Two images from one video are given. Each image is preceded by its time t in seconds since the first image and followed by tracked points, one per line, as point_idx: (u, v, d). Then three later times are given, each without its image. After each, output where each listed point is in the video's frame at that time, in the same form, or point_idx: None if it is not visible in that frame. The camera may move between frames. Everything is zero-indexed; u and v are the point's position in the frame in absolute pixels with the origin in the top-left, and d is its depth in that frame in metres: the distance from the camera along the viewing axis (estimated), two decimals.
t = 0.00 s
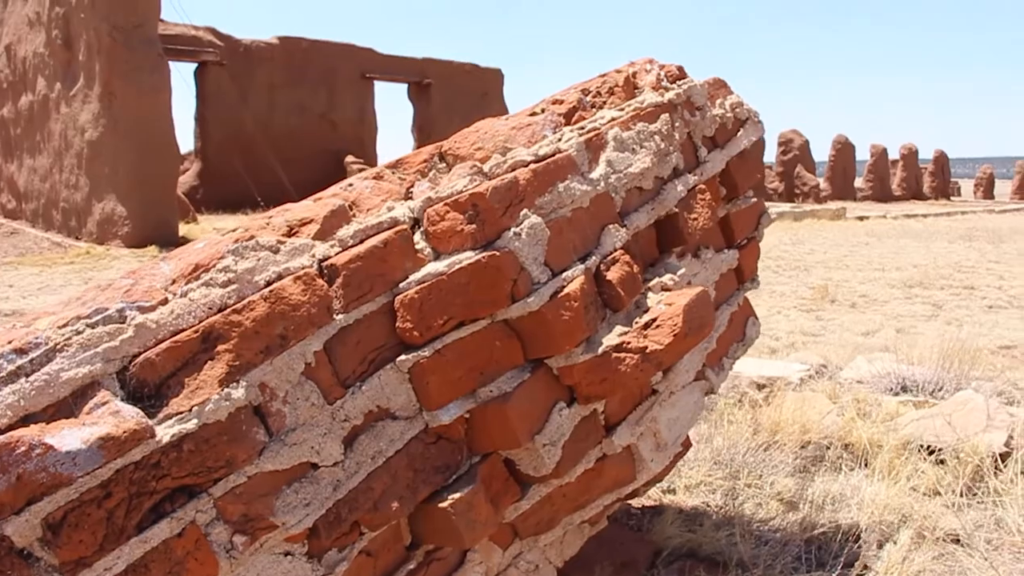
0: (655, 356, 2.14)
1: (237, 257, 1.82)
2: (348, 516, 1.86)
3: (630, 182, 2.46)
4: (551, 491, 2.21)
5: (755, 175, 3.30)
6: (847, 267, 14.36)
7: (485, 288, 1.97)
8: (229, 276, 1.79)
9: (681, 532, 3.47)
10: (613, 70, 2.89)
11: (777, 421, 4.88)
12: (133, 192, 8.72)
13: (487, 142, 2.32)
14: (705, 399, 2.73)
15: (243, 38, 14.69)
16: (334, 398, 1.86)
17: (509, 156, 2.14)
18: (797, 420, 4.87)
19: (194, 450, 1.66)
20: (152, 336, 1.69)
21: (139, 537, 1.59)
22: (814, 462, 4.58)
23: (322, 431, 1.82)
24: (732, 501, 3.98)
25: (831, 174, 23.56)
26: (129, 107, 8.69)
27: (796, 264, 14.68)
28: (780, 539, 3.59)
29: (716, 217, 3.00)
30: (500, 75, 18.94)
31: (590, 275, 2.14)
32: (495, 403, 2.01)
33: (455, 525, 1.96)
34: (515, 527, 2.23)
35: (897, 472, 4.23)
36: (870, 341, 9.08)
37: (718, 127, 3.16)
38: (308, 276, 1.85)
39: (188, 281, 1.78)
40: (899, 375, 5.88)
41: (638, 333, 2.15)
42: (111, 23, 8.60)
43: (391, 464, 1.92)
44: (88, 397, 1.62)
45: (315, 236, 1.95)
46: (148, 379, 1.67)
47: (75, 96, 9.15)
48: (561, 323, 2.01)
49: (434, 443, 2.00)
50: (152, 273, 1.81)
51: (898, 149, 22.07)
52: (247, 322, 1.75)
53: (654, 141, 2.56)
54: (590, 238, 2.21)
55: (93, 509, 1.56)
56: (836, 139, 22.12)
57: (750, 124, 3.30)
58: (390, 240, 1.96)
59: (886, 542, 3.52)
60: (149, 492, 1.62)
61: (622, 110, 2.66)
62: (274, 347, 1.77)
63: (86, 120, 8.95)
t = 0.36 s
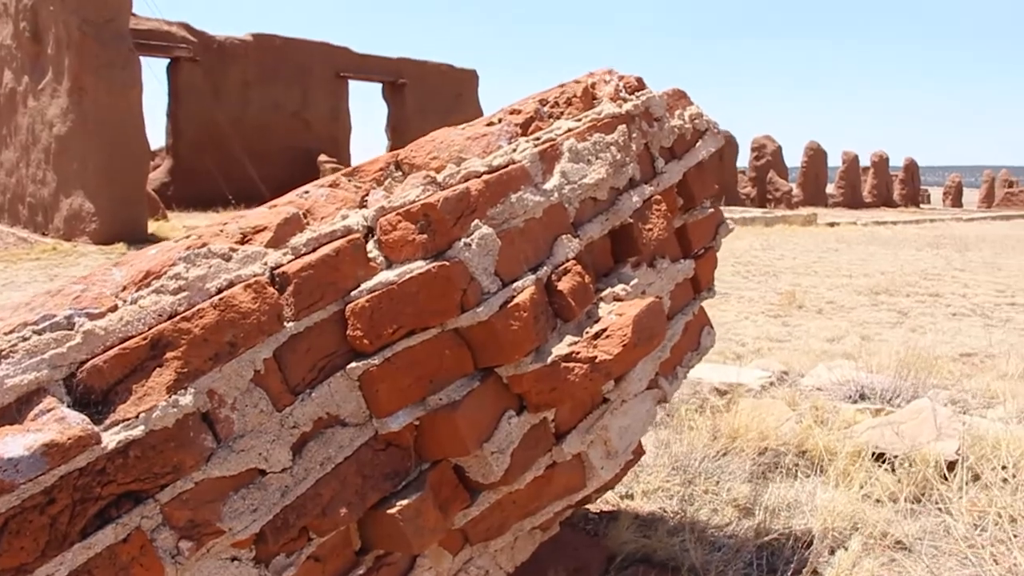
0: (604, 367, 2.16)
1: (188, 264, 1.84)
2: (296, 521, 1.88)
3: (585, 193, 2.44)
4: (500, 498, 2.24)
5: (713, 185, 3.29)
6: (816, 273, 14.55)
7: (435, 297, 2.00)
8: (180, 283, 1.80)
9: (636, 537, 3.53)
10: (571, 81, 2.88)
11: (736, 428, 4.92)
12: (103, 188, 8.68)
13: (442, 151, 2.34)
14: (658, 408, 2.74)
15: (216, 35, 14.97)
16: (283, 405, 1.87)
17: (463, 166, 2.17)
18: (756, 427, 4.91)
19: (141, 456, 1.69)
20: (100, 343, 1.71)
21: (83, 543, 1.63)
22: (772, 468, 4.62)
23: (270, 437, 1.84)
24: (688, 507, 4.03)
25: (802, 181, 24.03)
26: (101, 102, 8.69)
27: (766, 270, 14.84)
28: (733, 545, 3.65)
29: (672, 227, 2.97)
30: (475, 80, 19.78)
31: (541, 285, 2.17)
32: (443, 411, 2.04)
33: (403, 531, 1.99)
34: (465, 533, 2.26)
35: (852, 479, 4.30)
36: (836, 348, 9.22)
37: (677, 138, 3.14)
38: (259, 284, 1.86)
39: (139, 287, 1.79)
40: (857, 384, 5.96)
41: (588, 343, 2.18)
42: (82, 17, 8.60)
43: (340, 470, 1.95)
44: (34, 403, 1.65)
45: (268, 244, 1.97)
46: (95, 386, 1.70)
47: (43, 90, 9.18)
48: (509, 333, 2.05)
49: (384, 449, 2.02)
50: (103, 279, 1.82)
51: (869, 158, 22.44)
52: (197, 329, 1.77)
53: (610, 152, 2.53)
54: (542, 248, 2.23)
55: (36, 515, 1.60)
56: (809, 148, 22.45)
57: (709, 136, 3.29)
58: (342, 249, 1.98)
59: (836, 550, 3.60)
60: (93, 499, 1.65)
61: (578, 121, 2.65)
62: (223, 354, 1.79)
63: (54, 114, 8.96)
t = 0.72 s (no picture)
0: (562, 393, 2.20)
1: (148, 295, 1.87)
2: (256, 548, 1.90)
3: (544, 219, 2.46)
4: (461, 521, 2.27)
5: (673, 207, 3.30)
6: (786, 282, 14.75)
7: (394, 326, 2.03)
8: (140, 313, 1.83)
9: (600, 554, 3.60)
10: (532, 106, 2.89)
11: (700, 442, 4.96)
12: (72, 199, 8.85)
13: (402, 179, 2.37)
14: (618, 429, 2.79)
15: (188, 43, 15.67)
16: (243, 433, 1.90)
17: (421, 195, 2.20)
18: (720, 441, 4.95)
19: (100, 488, 1.72)
20: (59, 375, 1.76)
21: None
22: (735, 482, 4.67)
23: (230, 466, 1.87)
24: (651, 523, 4.08)
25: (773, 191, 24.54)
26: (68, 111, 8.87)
27: (738, 279, 15.01)
28: (695, 561, 3.70)
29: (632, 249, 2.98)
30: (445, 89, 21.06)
31: (499, 312, 2.21)
32: (402, 438, 2.07)
33: (363, 556, 2.02)
34: (426, 556, 2.28)
35: (814, 494, 4.35)
36: (804, 358, 9.35)
37: (637, 161, 3.16)
38: (219, 314, 1.89)
39: (99, 318, 1.83)
40: (821, 397, 5.97)
41: (545, 369, 2.22)
42: (49, 24, 8.79)
43: (300, 497, 1.97)
44: None
45: (228, 273, 1.99)
46: (54, 419, 1.74)
47: (11, 98, 9.36)
48: (466, 360, 2.09)
49: (344, 475, 2.05)
50: (63, 310, 1.86)
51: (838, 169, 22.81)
52: (156, 360, 1.80)
53: (569, 177, 2.55)
54: (500, 274, 2.27)
55: None
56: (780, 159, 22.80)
57: (670, 157, 3.30)
58: (302, 277, 2.00)
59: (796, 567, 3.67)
60: (51, 532, 1.69)
61: (538, 147, 2.67)
62: (183, 385, 1.82)
63: (22, 123, 9.13)
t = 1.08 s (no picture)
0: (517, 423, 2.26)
1: (106, 328, 1.88)
2: None
3: (502, 250, 2.48)
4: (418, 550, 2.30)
5: (632, 233, 3.31)
6: (752, 295, 14.97)
7: (350, 360, 2.06)
8: (97, 348, 1.84)
9: None
10: (493, 134, 2.87)
11: (660, 461, 5.03)
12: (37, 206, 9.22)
13: (362, 210, 2.38)
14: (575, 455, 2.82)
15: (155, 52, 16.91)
16: (200, 467, 1.91)
17: (380, 228, 2.22)
18: (681, 460, 5.02)
19: (53, 525, 1.73)
20: (14, 412, 1.76)
21: None
22: (696, 502, 4.74)
23: (187, 499, 1.88)
24: (612, 545, 4.13)
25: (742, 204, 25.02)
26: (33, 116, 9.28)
27: (705, 291, 15.20)
28: None
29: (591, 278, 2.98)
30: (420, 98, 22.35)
31: (456, 344, 2.24)
32: (359, 469, 2.10)
33: None
34: None
35: (772, 514, 4.40)
36: (768, 372, 9.52)
37: (597, 188, 3.15)
38: (177, 348, 1.90)
39: (55, 353, 1.84)
40: (781, 417, 6.02)
41: (501, 400, 2.27)
42: (16, 29, 9.29)
43: (257, 528, 1.99)
44: None
45: (186, 305, 2.01)
46: (7, 455, 1.74)
47: None
48: (423, 393, 2.12)
49: (301, 506, 2.07)
50: (19, 343, 1.87)
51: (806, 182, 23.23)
52: (113, 396, 1.81)
53: (528, 208, 2.58)
54: (458, 306, 2.30)
55: None
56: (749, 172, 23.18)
57: (630, 185, 3.30)
58: (260, 310, 2.03)
59: None
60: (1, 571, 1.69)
61: (498, 177, 2.65)
62: (140, 420, 1.83)
63: None
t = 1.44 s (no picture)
0: (463, 447, 2.30)
1: (48, 360, 1.88)
2: None
3: (448, 276, 2.51)
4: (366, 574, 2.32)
5: (581, 254, 3.34)
6: (712, 303, 15.16)
7: (295, 388, 2.08)
8: (39, 381, 1.85)
9: None
10: (442, 158, 2.90)
11: (615, 476, 5.08)
12: None
13: (310, 237, 2.41)
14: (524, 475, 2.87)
15: (111, 57, 16.77)
16: (144, 498, 1.92)
17: (326, 256, 2.25)
18: (635, 473, 5.07)
19: None
20: None
21: None
22: (650, 516, 4.80)
23: (131, 530, 1.90)
24: (565, 561, 4.18)
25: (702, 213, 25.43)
26: None
27: (665, 300, 15.36)
28: None
29: (540, 299, 3.01)
30: (380, 104, 22.46)
31: (401, 370, 2.27)
32: (305, 496, 2.12)
33: None
34: None
35: (723, 528, 4.45)
36: (725, 381, 9.65)
37: (546, 210, 3.18)
38: (120, 380, 1.91)
39: None
40: (735, 429, 6.09)
41: (447, 426, 2.31)
42: None
43: (202, 557, 2.00)
44: None
45: (131, 335, 2.01)
46: None
47: None
48: (368, 420, 2.15)
49: (248, 533, 2.08)
50: None
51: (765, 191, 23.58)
52: (54, 430, 1.81)
53: (476, 233, 2.62)
54: (404, 332, 2.33)
55: None
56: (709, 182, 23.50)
57: (579, 206, 3.34)
58: (206, 339, 2.04)
59: None
60: None
61: (446, 202, 2.68)
62: (82, 453, 1.84)
63: None
